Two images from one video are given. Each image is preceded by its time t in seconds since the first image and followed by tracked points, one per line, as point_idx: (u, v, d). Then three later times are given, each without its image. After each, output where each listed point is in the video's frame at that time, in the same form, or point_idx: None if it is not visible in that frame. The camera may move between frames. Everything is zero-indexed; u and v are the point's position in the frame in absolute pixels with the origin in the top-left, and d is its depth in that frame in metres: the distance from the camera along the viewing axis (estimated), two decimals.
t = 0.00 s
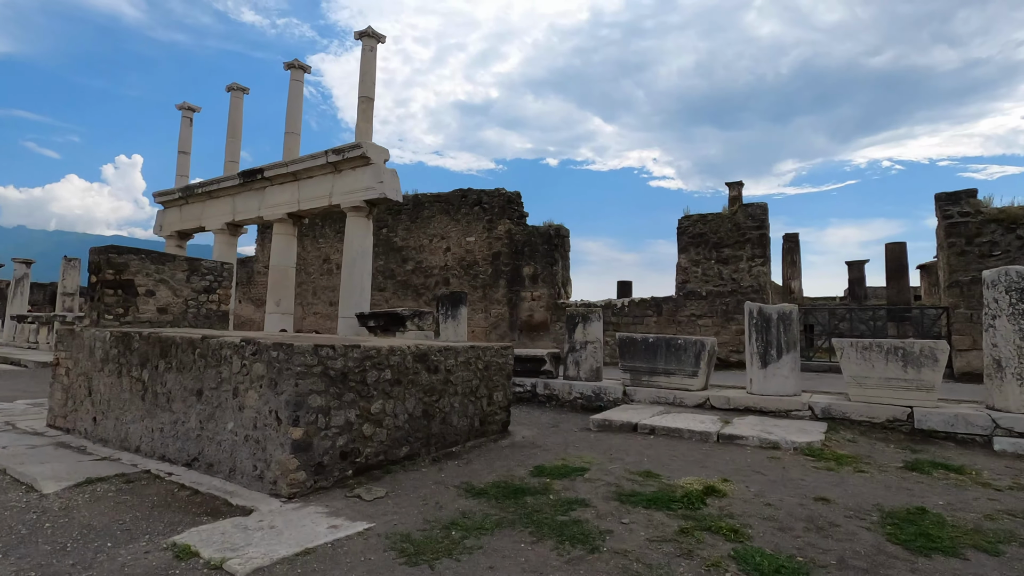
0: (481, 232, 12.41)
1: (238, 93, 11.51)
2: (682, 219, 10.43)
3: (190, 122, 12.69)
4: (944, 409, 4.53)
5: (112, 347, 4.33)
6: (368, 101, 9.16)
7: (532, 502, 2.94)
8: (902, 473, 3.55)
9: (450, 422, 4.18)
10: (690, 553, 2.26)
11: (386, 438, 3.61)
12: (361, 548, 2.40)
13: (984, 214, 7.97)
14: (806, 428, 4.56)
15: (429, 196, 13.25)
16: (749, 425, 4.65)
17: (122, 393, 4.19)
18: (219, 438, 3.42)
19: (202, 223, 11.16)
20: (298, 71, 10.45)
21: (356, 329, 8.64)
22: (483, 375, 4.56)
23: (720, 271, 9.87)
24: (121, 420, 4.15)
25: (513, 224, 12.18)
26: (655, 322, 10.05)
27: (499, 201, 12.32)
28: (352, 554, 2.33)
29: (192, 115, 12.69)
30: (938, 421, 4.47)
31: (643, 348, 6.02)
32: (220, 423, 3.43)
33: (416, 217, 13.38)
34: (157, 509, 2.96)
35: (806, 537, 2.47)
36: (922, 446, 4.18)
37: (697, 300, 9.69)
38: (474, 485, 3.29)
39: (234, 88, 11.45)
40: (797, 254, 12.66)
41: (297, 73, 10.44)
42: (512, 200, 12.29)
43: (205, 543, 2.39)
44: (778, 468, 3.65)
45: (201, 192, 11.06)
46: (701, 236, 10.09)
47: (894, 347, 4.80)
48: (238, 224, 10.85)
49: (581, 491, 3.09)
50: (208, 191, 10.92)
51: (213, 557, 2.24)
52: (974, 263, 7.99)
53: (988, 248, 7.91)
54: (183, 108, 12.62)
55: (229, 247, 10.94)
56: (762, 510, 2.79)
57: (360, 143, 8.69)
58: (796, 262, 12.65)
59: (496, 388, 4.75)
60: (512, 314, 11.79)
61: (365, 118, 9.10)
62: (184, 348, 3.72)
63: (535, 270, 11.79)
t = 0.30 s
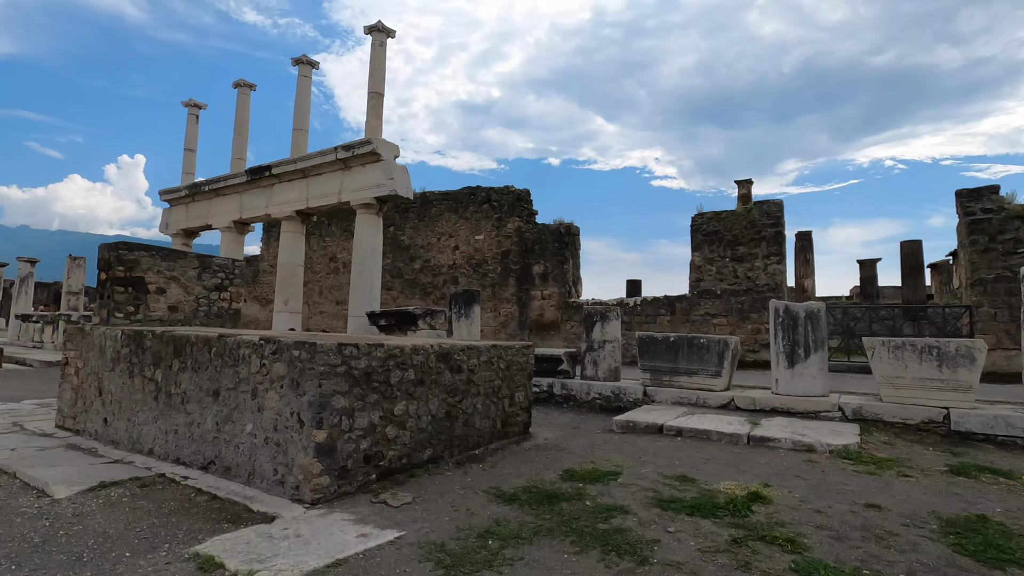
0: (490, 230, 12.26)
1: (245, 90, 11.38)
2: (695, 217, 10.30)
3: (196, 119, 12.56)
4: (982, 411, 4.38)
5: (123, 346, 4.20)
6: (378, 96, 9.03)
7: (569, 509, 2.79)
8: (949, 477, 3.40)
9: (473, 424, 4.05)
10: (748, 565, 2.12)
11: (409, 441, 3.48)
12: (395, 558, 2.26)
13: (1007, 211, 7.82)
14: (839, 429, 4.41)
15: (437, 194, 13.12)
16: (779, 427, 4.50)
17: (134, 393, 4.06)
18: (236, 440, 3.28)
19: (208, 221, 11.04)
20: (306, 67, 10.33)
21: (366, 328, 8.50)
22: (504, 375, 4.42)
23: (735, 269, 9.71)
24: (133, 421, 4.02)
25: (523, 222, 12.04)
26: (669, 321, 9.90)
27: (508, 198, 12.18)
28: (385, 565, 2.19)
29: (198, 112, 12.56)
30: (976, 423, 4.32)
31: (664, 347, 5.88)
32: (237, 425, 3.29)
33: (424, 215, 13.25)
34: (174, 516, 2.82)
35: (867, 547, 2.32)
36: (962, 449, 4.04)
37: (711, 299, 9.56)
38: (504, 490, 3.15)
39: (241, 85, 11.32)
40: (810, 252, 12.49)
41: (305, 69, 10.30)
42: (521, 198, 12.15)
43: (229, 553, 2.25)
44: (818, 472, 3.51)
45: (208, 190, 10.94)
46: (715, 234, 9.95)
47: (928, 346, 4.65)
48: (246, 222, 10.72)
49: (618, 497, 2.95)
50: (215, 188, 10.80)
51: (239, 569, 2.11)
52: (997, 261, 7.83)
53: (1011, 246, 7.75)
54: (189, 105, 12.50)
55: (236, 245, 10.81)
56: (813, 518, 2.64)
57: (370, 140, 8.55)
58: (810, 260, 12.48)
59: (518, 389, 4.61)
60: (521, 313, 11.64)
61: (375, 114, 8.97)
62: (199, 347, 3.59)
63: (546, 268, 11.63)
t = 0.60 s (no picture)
0: (499, 230, 12.13)
1: (251, 88, 11.26)
2: (708, 217, 10.15)
3: (202, 118, 12.45)
4: (1021, 416, 4.24)
5: (134, 349, 4.08)
6: (387, 94, 8.90)
7: (607, 522, 2.66)
8: (996, 487, 3.26)
9: (495, 430, 3.92)
10: None
11: (433, 448, 3.35)
12: None
13: None
14: (872, 435, 4.27)
15: (444, 194, 12.99)
16: (810, 433, 4.36)
17: (146, 398, 3.94)
18: (255, 448, 3.16)
19: (215, 220, 10.92)
20: (313, 65, 10.20)
21: (376, 329, 8.38)
22: (526, 379, 4.29)
23: (749, 269, 9.57)
24: (145, 426, 3.90)
25: (532, 222, 11.90)
26: (681, 322, 9.76)
27: (517, 198, 12.04)
28: None
29: (204, 110, 12.45)
30: (1015, 429, 4.18)
31: (685, 350, 5.74)
32: (255, 432, 3.17)
33: (432, 215, 13.13)
34: (192, 528, 2.69)
35: (931, 565, 2.19)
36: (1002, 456, 3.90)
37: (725, 300, 9.41)
38: (534, 500, 3.02)
39: (248, 83, 11.21)
40: (823, 253, 12.34)
41: (313, 67, 10.18)
42: (530, 197, 12.01)
43: (254, 572, 2.12)
44: (858, 481, 3.37)
45: (214, 189, 10.82)
46: (729, 234, 9.80)
47: (962, 349, 4.50)
48: (252, 221, 10.60)
49: (656, 509, 2.82)
50: (222, 187, 10.68)
51: None
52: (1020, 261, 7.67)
53: None
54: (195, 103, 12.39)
55: (243, 245, 10.69)
56: (867, 532, 2.51)
57: (380, 138, 8.43)
58: (822, 261, 12.32)
59: (539, 393, 4.48)
60: (530, 314, 11.50)
61: (385, 112, 8.84)
62: (215, 350, 3.46)
63: (555, 269, 11.48)
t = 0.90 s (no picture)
0: (509, 229, 12.02)
1: (260, 86, 11.17)
2: (723, 215, 10.03)
3: (210, 116, 12.37)
4: None
5: (152, 348, 3.98)
6: (399, 91, 8.80)
7: (654, 530, 2.53)
8: None
9: (523, 432, 3.80)
10: None
11: (463, 451, 3.23)
12: None
13: None
14: (910, 438, 4.14)
15: (454, 193, 12.89)
16: (845, 436, 4.24)
17: (164, 399, 3.83)
18: (280, 451, 3.05)
19: (224, 219, 10.83)
20: (324, 62, 10.10)
21: (389, 329, 8.27)
22: (553, 380, 4.17)
23: (766, 268, 9.43)
24: (163, 428, 3.79)
25: (543, 221, 11.78)
26: (696, 322, 9.64)
27: (528, 196, 11.92)
28: None
29: (212, 109, 12.37)
30: None
31: (709, 350, 5.61)
32: (281, 434, 3.06)
33: (441, 214, 13.03)
34: (219, 535, 2.58)
35: None
36: None
37: (742, 299, 9.28)
38: (572, 507, 2.90)
39: (257, 81, 11.12)
40: (837, 252, 12.19)
41: (324, 64, 10.08)
42: (541, 196, 11.88)
43: None
44: (906, 486, 3.24)
45: (223, 188, 10.73)
46: (744, 232, 9.68)
47: (1001, 349, 4.36)
48: (262, 220, 10.51)
49: (702, 516, 2.70)
50: (231, 186, 10.59)
51: None
52: None
53: None
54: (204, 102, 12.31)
55: (252, 245, 10.60)
56: (931, 542, 2.38)
57: (393, 135, 8.32)
58: (836, 260, 12.17)
59: (566, 394, 4.36)
60: (542, 314, 11.37)
61: (397, 109, 8.73)
62: (237, 350, 3.35)
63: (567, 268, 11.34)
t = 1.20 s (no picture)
0: (518, 229, 11.90)
1: (267, 85, 11.08)
2: (736, 215, 9.91)
3: (217, 116, 12.28)
4: None
5: (165, 351, 3.87)
6: (409, 90, 8.69)
7: (699, 542, 2.41)
8: None
9: (549, 437, 3.68)
10: None
11: (490, 458, 3.12)
12: None
13: None
14: (946, 442, 4.01)
15: (461, 193, 12.78)
16: (878, 440, 4.11)
17: (178, 402, 3.72)
18: (301, 457, 2.93)
19: (231, 219, 10.73)
20: (332, 61, 10.00)
21: (399, 331, 8.16)
22: (577, 383, 4.05)
23: (780, 269, 9.30)
24: (177, 433, 3.68)
25: (552, 221, 11.66)
26: (709, 323, 9.51)
27: (537, 196, 11.80)
28: None
29: (219, 109, 12.28)
30: None
31: (730, 351, 5.48)
32: (302, 440, 2.94)
33: (449, 215, 12.92)
34: (241, 547, 2.46)
35: None
36: None
37: (755, 300, 9.15)
38: (608, 516, 2.78)
39: (264, 80, 11.02)
40: (849, 252, 12.04)
41: (332, 63, 9.99)
42: (550, 196, 11.76)
43: None
44: (952, 493, 3.11)
45: (230, 188, 10.64)
46: (758, 232, 9.55)
47: None
48: (269, 220, 10.41)
49: (747, 526, 2.57)
50: (238, 186, 10.49)
51: None
52: None
53: None
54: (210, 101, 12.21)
55: (259, 245, 10.49)
56: (995, 555, 2.25)
57: (403, 134, 8.20)
58: (849, 260, 12.01)
59: (589, 397, 4.25)
60: (551, 315, 11.24)
61: (407, 108, 8.63)
62: (255, 353, 3.24)
63: (577, 269, 11.21)
